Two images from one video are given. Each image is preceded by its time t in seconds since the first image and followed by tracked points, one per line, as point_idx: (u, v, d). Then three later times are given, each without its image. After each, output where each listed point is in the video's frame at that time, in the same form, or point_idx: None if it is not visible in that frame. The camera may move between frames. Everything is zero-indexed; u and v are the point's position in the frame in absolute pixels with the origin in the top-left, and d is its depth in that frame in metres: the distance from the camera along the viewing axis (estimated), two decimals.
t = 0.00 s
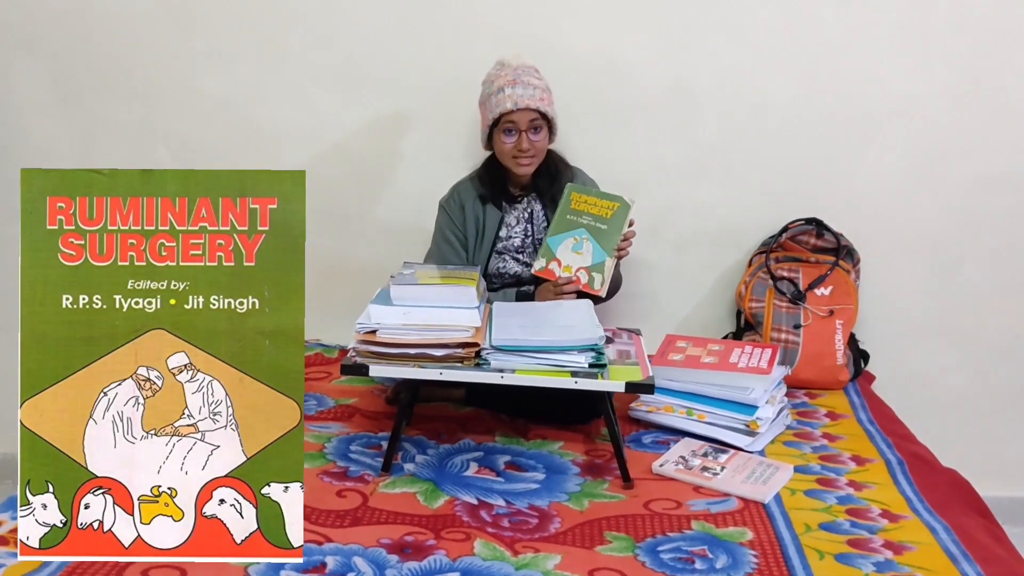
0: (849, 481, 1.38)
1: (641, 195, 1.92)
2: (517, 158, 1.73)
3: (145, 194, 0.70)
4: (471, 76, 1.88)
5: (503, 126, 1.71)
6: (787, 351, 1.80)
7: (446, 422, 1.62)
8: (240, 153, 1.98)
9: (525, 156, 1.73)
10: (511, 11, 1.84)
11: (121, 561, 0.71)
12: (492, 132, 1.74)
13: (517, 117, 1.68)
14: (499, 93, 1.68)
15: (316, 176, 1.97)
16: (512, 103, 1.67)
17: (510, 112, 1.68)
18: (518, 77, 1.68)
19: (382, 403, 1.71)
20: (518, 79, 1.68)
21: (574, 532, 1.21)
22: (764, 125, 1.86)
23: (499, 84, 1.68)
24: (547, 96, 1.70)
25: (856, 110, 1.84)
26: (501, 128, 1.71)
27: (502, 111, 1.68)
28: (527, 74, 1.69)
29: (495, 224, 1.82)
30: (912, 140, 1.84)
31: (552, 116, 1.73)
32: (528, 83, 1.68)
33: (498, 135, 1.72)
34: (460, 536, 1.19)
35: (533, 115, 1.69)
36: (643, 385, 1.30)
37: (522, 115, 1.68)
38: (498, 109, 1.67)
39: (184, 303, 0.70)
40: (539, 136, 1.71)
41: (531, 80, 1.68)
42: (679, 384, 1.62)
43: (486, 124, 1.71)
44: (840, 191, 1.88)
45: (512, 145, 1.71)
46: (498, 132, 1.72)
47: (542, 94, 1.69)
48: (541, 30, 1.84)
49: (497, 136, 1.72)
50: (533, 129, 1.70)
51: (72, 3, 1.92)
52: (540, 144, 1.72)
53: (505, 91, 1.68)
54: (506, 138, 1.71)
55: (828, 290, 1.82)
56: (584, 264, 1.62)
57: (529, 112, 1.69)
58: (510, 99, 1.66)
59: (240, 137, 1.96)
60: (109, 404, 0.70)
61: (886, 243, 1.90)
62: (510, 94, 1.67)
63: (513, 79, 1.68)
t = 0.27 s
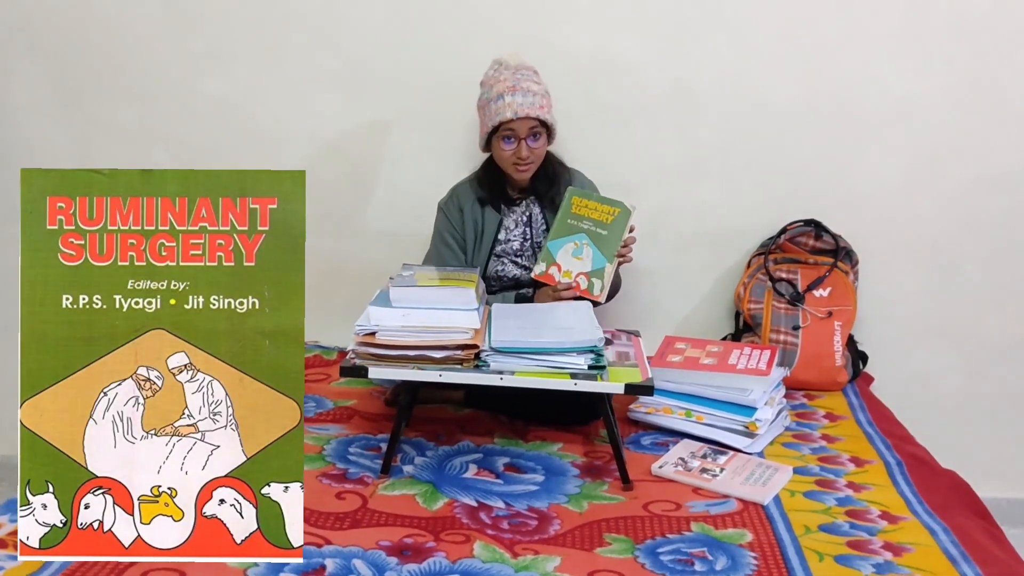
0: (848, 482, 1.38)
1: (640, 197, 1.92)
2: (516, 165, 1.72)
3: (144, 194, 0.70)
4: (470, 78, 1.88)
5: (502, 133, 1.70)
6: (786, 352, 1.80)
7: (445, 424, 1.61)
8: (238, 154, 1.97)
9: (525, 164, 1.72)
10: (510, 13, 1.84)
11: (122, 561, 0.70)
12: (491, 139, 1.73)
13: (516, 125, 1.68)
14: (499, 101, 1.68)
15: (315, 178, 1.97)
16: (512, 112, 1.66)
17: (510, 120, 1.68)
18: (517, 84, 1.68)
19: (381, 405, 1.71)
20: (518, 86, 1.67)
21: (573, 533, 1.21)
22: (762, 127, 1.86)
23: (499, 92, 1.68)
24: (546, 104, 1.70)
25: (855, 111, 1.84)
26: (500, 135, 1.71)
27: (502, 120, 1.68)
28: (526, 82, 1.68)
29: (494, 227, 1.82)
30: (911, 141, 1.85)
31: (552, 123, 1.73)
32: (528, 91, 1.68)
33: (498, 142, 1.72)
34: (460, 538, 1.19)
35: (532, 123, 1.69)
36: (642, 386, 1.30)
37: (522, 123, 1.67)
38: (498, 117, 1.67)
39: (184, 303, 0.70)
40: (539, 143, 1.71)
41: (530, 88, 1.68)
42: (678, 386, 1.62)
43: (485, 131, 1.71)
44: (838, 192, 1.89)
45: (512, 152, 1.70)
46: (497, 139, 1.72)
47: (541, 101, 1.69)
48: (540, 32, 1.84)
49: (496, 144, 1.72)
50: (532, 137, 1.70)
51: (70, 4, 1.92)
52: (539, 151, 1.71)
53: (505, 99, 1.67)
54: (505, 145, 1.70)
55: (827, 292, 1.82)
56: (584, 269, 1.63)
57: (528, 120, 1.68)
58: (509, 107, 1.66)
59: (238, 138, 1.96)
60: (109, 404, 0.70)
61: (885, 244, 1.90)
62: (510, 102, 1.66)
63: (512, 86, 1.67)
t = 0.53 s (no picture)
0: (845, 481, 1.38)
1: (637, 196, 1.92)
2: (514, 166, 1.72)
3: (145, 194, 0.70)
4: (467, 77, 1.88)
5: (499, 134, 1.70)
6: (783, 350, 1.80)
7: (442, 424, 1.61)
8: (234, 154, 1.97)
9: (522, 164, 1.72)
10: (507, 12, 1.84)
11: (122, 562, 0.70)
12: (488, 139, 1.73)
13: (514, 126, 1.68)
14: (496, 102, 1.67)
15: (311, 177, 1.96)
16: (510, 113, 1.66)
17: (508, 121, 1.67)
18: (514, 85, 1.67)
19: (377, 405, 1.71)
20: (514, 86, 1.67)
21: (571, 533, 1.21)
22: (759, 126, 1.86)
23: (496, 93, 1.67)
24: (543, 103, 1.70)
25: (852, 111, 1.84)
26: (497, 136, 1.70)
27: (499, 121, 1.67)
28: (522, 81, 1.68)
29: (490, 227, 1.82)
30: (910, 141, 1.85)
31: (548, 122, 1.73)
32: (525, 91, 1.67)
33: (495, 142, 1.71)
34: (457, 538, 1.19)
35: (529, 124, 1.69)
36: (640, 386, 1.30)
37: (520, 124, 1.67)
38: (496, 119, 1.66)
39: (184, 303, 0.70)
40: (536, 144, 1.71)
41: (527, 88, 1.68)
42: (675, 385, 1.62)
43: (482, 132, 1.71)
44: (835, 192, 1.89)
45: (509, 153, 1.70)
46: (494, 140, 1.72)
47: (538, 101, 1.69)
48: (537, 32, 1.84)
49: (494, 144, 1.72)
50: (530, 137, 1.70)
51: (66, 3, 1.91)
52: (536, 151, 1.72)
53: (502, 100, 1.67)
54: (503, 146, 1.70)
55: (823, 290, 1.82)
56: (581, 269, 1.63)
57: (526, 121, 1.68)
58: (507, 109, 1.66)
59: (235, 137, 1.96)
60: (109, 405, 0.69)
61: (882, 243, 1.90)
62: (507, 103, 1.66)
63: (509, 87, 1.67)
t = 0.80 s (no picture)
0: (842, 478, 1.38)
1: (634, 194, 1.92)
2: (523, 169, 1.74)
3: (145, 194, 0.69)
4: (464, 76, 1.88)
5: (514, 140, 1.70)
6: (780, 348, 1.80)
7: (439, 422, 1.61)
8: (231, 153, 1.96)
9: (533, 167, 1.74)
10: (504, 11, 1.83)
11: (122, 562, 0.70)
12: (499, 145, 1.72)
13: (531, 131, 1.69)
14: (511, 109, 1.67)
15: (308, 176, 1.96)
16: (530, 119, 1.66)
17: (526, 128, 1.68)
18: (523, 89, 1.68)
19: (374, 403, 1.71)
20: (524, 91, 1.68)
21: (568, 531, 1.21)
22: (756, 125, 1.86)
23: (508, 99, 1.67)
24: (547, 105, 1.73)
25: (849, 109, 1.84)
26: (513, 142, 1.70)
27: (520, 128, 1.66)
28: (527, 84, 1.69)
29: (485, 225, 1.82)
30: (908, 139, 1.85)
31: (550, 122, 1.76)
32: (534, 95, 1.69)
33: (509, 149, 1.71)
34: (454, 536, 1.19)
35: (543, 127, 1.70)
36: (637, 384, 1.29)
37: (537, 129, 1.68)
38: (517, 126, 1.66)
39: (184, 303, 0.69)
40: (546, 145, 1.74)
41: (535, 91, 1.69)
42: (670, 382, 1.63)
43: (498, 140, 1.68)
44: (832, 190, 1.89)
45: (524, 158, 1.71)
46: (508, 146, 1.71)
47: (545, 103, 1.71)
48: (534, 31, 1.84)
49: (507, 150, 1.71)
50: (541, 140, 1.72)
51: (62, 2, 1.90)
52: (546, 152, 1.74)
53: (517, 105, 1.67)
54: (517, 151, 1.71)
55: (821, 288, 1.83)
56: (579, 266, 1.62)
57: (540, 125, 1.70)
58: (527, 115, 1.66)
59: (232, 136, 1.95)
60: (109, 405, 0.69)
61: (880, 242, 1.90)
62: (525, 109, 1.66)
63: (520, 92, 1.67)
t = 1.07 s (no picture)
0: (841, 476, 1.38)
1: (633, 193, 1.92)
2: (524, 167, 1.74)
3: (144, 194, 0.69)
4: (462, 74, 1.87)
5: (519, 137, 1.70)
6: (778, 346, 1.80)
7: (437, 420, 1.61)
8: (229, 151, 1.96)
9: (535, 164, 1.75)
10: (502, 9, 1.83)
11: (121, 562, 0.69)
12: (502, 143, 1.72)
13: (537, 128, 1.69)
14: (517, 106, 1.67)
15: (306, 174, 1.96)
16: (536, 116, 1.67)
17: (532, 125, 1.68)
18: (527, 87, 1.69)
19: (372, 402, 1.71)
20: (528, 89, 1.69)
21: (566, 529, 1.21)
22: (755, 124, 1.86)
23: (513, 96, 1.67)
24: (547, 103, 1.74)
25: (847, 107, 1.84)
26: (518, 140, 1.70)
27: (527, 125, 1.67)
28: (530, 83, 1.70)
29: (481, 223, 1.82)
30: (906, 138, 1.85)
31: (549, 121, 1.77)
32: (538, 93, 1.70)
33: (514, 146, 1.71)
34: (452, 534, 1.19)
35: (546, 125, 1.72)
36: (635, 381, 1.29)
37: (543, 126, 1.69)
38: (524, 123, 1.66)
39: (184, 303, 0.69)
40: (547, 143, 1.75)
41: (538, 90, 1.70)
42: (668, 380, 1.63)
43: (504, 137, 1.68)
44: (830, 188, 1.89)
45: (529, 156, 1.71)
46: (512, 143, 1.71)
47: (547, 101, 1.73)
48: (532, 29, 1.84)
49: (512, 148, 1.71)
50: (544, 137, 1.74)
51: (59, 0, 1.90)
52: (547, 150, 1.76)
53: (522, 103, 1.67)
54: (522, 148, 1.71)
55: (819, 286, 1.83)
56: (577, 262, 1.62)
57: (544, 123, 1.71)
58: (533, 112, 1.67)
59: (229, 135, 1.95)
60: (109, 405, 0.69)
61: (878, 240, 1.90)
62: (530, 106, 1.67)
63: (525, 90, 1.68)
